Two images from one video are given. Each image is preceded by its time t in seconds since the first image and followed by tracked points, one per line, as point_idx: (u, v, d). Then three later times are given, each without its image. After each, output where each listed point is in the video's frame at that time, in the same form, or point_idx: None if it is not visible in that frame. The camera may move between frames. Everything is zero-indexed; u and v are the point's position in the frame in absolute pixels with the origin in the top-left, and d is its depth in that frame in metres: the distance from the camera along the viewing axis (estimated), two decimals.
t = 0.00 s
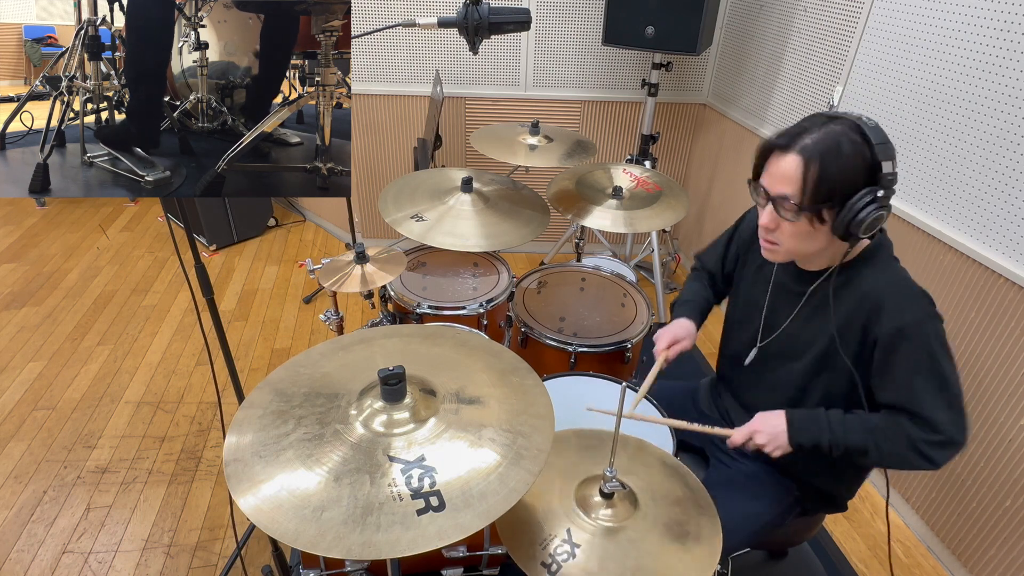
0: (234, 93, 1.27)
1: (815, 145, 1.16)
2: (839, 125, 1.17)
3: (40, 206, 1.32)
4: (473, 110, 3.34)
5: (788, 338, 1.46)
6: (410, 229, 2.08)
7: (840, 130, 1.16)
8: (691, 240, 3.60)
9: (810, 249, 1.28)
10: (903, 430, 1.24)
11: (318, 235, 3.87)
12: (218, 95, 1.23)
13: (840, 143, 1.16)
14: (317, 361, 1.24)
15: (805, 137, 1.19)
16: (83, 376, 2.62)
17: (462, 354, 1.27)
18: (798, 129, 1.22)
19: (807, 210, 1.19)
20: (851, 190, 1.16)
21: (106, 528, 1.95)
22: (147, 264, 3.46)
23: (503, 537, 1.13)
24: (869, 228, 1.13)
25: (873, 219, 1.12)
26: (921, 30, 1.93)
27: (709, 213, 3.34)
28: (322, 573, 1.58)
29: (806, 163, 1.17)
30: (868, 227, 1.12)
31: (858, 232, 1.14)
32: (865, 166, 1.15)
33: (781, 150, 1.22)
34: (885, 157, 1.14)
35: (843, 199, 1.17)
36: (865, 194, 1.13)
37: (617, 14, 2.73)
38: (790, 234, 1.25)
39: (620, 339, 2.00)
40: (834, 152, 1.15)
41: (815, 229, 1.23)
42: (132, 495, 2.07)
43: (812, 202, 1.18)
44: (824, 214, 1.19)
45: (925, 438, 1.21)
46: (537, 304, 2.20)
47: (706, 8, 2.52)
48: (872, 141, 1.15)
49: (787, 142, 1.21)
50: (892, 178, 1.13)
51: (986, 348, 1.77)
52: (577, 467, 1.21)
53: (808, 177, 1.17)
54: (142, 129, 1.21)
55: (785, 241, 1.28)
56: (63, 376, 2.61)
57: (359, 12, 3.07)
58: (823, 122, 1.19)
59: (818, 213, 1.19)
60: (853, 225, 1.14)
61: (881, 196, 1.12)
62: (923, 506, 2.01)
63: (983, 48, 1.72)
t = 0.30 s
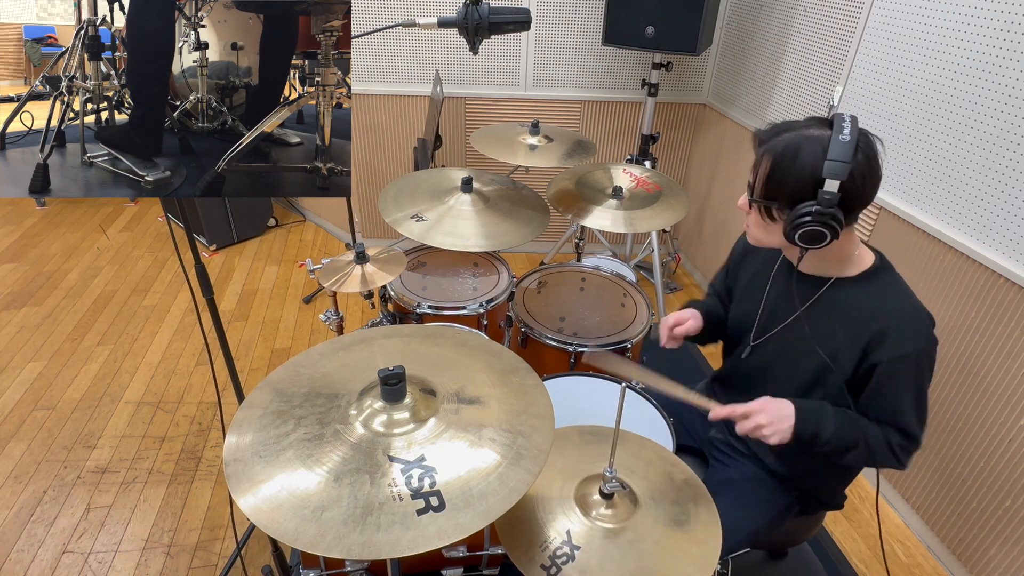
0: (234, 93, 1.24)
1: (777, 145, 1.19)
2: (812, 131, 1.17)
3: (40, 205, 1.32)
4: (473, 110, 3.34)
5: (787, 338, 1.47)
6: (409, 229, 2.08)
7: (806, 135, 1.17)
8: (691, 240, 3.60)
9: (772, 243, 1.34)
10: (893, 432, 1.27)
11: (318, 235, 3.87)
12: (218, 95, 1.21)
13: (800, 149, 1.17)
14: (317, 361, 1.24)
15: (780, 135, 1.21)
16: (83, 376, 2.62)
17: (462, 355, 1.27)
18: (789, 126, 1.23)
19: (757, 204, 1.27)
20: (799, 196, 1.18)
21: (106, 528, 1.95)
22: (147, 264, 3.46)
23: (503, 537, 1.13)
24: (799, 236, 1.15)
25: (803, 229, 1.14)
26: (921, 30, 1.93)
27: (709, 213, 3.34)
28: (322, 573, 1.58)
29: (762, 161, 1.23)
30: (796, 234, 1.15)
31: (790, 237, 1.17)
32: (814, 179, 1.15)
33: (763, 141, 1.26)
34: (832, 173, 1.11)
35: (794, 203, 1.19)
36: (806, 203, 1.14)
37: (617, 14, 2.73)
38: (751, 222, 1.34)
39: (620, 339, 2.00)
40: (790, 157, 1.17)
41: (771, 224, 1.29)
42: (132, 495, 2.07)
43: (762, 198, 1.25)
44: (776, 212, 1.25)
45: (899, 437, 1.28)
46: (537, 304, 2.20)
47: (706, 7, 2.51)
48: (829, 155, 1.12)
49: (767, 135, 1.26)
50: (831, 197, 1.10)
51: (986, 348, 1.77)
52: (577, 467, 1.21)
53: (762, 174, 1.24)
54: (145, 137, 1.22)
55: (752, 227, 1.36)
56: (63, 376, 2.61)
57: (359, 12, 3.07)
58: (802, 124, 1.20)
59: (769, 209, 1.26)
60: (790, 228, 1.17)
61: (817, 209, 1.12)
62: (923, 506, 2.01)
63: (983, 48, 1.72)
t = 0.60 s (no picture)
0: (234, 93, 1.23)
1: (823, 141, 1.17)
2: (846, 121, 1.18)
3: (40, 205, 1.32)
4: (473, 110, 3.34)
5: (787, 337, 1.47)
6: (410, 229, 2.08)
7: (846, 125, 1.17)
8: (691, 240, 3.60)
9: (809, 245, 1.29)
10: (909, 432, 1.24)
11: (318, 235, 3.87)
12: (218, 95, 1.21)
13: (849, 140, 1.16)
14: (317, 361, 1.24)
15: (813, 133, 1.19)
16: (83, 376, 2.62)
17: (461, 355, 1.27)
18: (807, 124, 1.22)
19: (813, 204, 1.20)
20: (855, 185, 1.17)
21: (106, 528, 1.95)
22: (147, 264, 3.46)
23: (503, 536, 1.13)
24: (876, 223, 1.15)
25: (879, 214, 1.15)
26: (921, 30, 1.93)
27: (709, 213, 3.35)
28: (322, 573, 1.58)
29: (815, 160, 1.18)
30: (874, 223, 1.15)
31: (862, 228, 1.16)
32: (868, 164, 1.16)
33: (790, 144, 1.22)
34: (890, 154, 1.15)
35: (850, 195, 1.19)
36: (871, 190, 1.15)
37: (617, 14, 2.73)
38: (794, 229, 1.25)
39: (620, 339, 2.00)
40: (844, 148, 1.16)
41: (820, 225, 1.24)
42: (132, 495, 2.07)
43: (819, 196, 1.19)
44: (832, 209, 1.20)
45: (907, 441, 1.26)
46: (537, 304, 2.20)
47: (706, 7, 2.52)
48: (880, 138, 1.16)
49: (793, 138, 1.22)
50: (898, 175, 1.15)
51: (986, 348, 1.77)
52: (577, 467, 1.22)
53: (817, 173, 1.18)
54: (145, 132, 1.21)
55: (789, 235, 1.28)
56: (63, 376, 2.61)
57: (359, 12, 3.07)
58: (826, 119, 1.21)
59: (825, 208, 1.20)
60: (858, 221, 1.16)
61: (888, 192, 1.15)
62: (923, 506, 2.01)
63: (983, 48, 1.72)
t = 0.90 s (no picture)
0: (234, 94, 1.24)
1: (836, 143, 1.17)
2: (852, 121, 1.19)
3: (41, 205, 1.32)
4: (473, 110, 3.34)
5: (787, 337, 1.47)
6: (410, 229, 2.08)
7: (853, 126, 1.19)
8: (691, 240, 3.60)
9: (828, 248, 1.28)
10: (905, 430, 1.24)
11: (318, 235, 3.87)
12: (218, 95, 1.21)
13: (861, 138, 1.17)
14: (317, 361, 1.24)
15: (824, 137, 1.19)
16: (83, 376, 2.62)
17: (461, 355, 1.27)
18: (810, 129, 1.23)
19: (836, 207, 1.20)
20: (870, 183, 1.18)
21: (106, 528, 1.95)
22: (147, 264, 3.46)
23: (503, 537, 1.13)
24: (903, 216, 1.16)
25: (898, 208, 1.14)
26: (921, 30, 1.93)
27: (709, 213, 3.35)
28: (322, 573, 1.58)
29: (832, 161, 1.17)
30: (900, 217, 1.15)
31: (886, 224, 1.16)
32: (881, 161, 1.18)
33: (801, 152, 1.21)
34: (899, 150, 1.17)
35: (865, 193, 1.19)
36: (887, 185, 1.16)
37: (617, 14, 2.73)
38: (816, 234, 1.25)
39: (620, 339, 2.00)
40: (859, 146, 1.17)
41: (840, 226, 1.24)
42: (132, 495, 2.07)
43: (840, 198, 1.19)
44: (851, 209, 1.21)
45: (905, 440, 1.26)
46: (537, 304, 2.20)
47: (706, 7, 2.52)
48: (885, 133, 1.18)
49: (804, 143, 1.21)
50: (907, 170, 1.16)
51: (986, 348, 1.77)
52: (577, 467, 1.22)
53: (836, 176, 1.18)
54: (146, 134, 1.22)
55: (812, 241, 1.27)
56: (63, 376, 2.61)
57: (359, 12, 3.07)
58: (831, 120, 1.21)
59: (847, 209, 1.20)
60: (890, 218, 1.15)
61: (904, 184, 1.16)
62: (923, 506, 2.01)
63: (983, 48, 1.72)
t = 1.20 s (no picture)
0: (234, 93, 1.25)
1: (823, 127, 1.19)
2: (854, 115, 1.18)
3: (41, 205, 1.32)
4: (473, 110, 3.34)
5: (787, 337, 1.47)
6: (410, 229, 2.08)
7: (851, 120, 1.17)
8: (691, 240, 3.60)
9: (795, 229, 1.33)
10: (906, 432, 1.24)
11: (318, 235, 3.87)
12: (218, 95, 1.22)
13: (849, 133, 1.17)
14: (317, 361, 1.24)
15: (823, 117, 1.21)
16: (83, 376, 2.62)
17: (461, 354, 1.27)
18: (825, 109, 1.23)
19: (795, 186, 1.25)
20: (842, 178, 1.18)
21: (106, 528, 1.95)
22: (147, 264, 3.46)
23: (502, 538, 1.13)
24: (843, 221, 1.15)
25: (847, 213, 1.14)
26: (921, 30, 1.93)
27: (709, 213, 3.35)
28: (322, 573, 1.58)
29: (806, 141, 1.21)
30: (838, 219, 1.15)
31: (831, 222, 1.17)
32: (862, 161, 1.16)
33: (802, 124, 1.25)
34: (885, 157, 1.13)
35: (836, 186, 1.20)
36: (851, 188, 1.14)
37: (617, 14, 2.73)
38: (779, 206, 1.32)
39: (620, 339, 2.00)
40: (840, 138, 1.17)
41: (801, 208, 1.28)
42: (132, 495, 2.07)
43: (802, 179, 1.23)
44: (811, 195, 1.24)
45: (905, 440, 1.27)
46: (537, 304, 2.20)
47: (706, 7, 2.51)
48: (880, 140, 1.14)
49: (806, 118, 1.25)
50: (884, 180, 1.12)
51: (986, 348, 1.77)
52: (578, 467, 1.21)
53: (803, 155, 1.22)
54: (144, 133, 1.21)
55: (776, 213, 1.34)
56: (63, 376, 2.61)
57: (359, 12, 3.07)
58: (841, 108, 1.21)
59: (805, 191, 1.24)
60: (829, 215, 1.16)
61: (864, 194, 1.13)
62: (923, 506, 2.01)
63: (983, 48, 1.72)
